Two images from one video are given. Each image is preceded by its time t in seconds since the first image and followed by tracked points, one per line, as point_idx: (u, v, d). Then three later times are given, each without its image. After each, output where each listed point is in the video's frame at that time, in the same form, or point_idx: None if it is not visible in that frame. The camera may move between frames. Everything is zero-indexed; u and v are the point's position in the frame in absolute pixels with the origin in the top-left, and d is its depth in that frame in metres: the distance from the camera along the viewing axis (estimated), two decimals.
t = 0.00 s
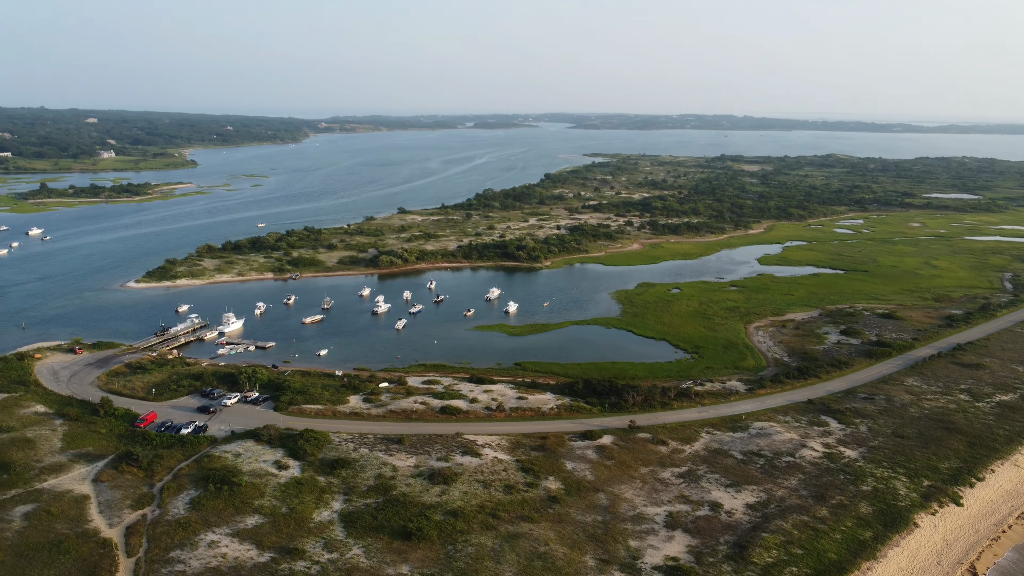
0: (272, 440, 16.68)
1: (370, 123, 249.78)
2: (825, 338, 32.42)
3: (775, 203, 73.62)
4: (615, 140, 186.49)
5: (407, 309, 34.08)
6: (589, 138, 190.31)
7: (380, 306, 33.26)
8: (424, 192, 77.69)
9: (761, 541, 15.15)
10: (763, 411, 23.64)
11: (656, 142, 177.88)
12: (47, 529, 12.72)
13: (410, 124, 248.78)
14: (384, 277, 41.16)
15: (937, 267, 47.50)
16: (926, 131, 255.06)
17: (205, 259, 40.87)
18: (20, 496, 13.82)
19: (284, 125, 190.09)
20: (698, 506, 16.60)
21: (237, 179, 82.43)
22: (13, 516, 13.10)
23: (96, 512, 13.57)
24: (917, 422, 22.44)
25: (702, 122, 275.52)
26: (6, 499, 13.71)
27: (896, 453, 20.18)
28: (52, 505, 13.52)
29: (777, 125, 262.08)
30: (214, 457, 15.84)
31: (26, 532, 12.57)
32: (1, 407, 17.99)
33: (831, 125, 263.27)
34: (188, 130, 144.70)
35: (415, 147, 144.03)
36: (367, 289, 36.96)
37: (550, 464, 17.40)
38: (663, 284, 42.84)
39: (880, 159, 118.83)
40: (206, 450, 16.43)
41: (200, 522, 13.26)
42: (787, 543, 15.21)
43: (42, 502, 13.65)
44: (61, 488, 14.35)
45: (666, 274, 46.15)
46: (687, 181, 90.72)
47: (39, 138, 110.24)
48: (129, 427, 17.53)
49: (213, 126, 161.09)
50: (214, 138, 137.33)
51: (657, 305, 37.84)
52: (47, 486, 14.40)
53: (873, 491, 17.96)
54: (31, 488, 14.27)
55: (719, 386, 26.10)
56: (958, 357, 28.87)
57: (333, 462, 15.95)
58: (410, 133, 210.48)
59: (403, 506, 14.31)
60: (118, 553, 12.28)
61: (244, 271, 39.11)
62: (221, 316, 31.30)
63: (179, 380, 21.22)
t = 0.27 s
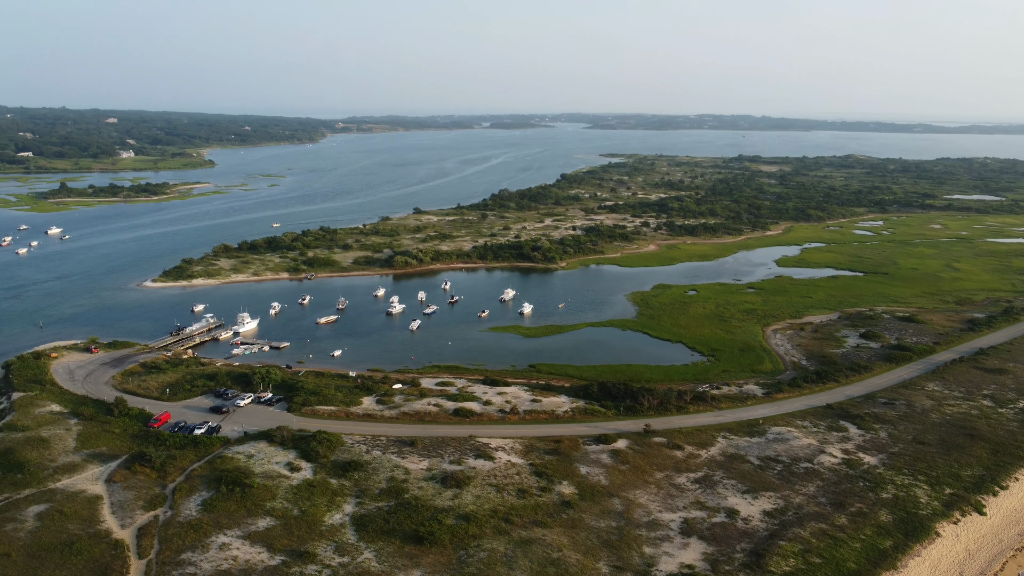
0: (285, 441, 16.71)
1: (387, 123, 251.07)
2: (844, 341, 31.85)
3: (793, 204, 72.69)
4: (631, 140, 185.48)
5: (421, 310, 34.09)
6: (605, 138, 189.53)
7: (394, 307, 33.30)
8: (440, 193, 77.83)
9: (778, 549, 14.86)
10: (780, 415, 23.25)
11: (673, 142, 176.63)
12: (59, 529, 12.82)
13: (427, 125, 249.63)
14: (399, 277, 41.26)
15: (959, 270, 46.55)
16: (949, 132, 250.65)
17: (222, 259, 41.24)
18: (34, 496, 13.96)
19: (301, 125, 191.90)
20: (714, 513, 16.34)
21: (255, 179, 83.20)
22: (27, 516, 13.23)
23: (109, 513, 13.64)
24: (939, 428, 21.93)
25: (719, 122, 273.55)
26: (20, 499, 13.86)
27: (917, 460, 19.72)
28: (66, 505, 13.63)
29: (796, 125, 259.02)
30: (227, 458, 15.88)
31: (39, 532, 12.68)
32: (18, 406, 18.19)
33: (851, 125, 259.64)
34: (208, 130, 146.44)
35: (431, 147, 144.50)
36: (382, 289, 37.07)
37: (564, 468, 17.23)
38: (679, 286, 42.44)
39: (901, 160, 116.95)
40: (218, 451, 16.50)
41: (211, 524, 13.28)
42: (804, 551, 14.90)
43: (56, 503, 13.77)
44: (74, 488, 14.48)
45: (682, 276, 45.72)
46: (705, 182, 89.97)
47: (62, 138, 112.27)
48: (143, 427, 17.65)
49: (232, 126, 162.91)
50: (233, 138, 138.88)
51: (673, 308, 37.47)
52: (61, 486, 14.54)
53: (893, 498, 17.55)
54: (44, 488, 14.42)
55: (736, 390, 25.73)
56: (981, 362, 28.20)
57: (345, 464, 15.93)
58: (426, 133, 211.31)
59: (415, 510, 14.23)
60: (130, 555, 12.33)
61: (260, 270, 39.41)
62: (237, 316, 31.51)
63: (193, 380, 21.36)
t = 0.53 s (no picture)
0: (298, 443, 16.72)
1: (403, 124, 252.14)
2: (863, 345, 31.28)
3: (812, 205, 71.73)
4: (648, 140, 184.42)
5: (436, 310, 34.07)
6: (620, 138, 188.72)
7: (409, 307, 33.31)
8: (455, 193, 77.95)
9: (795, 558, 14.55)
10: (798, 420, 22.84)
11: (689, 142, 175.35)
12: (72, 529, 12.90)
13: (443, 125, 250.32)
14: (415, 277, 41.32)
15: (982, 272, 45.58)
16: (972, 132, 246.13)
17: (238, 259, 41.56)
18: (48, 496, 14.09)
19: (318, 125, 193.51)
20: (731, 520, 16.06)
21: (272, 179, 83.90)
22: (40, 516, 13.34)
23: (121, 514, 13.70)
24: (961, 434, 21.41)
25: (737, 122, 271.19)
26: (34, 499, 14.00)
27: (939, 467, 19.25)
28: (79, 505, 13.71)
29: (815, 125, 255.89)
30: (240, 459, 15.91)
31: (52, 532, 12.76)
32: (35, 405, 18.57)
33: (871, 125, 255.96)
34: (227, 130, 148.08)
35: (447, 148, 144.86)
36: (397, 289, 37.13)
37: (578, 472, 17.05)
38: (696, 288, 41.99)
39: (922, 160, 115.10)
40: (231, 452, 16.54)
41: (223, 526, 13.28)
42: (823, 561, 14.58)
43: (69, 503, 13.87)
44: (88, 488, 14.58)
45: (699, 278, 45.26)
46: (722, 182, 89.11)
47: (85, 138, 114.21)
48: (157, 427, 17.76)
49: (251, 126, 164.70)
50: (250, 138, 140.36)
51: (689, 310, 37.07)
52: (75, 486, 14.66)
53: (914, 507, 17.14)
54: (58, 488, 14.55)
55: (753, 394, 25.35)
56: (1005, 367, 27.52)
57: (358, 467, 15.89)
58: (443, 133, 211.96)
59: (427, 513, 14.15)
60: (141, 556, 12.34)
61: (275, 270, 39.66)
62: (252, 316, 31.71)
63: (208, 380, 21.49)
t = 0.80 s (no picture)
0: (310, 444, 16.73)
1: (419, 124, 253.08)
2: (883, 348, 30.70)
3: (830, 206, 70.72)
4: (665, 141, 183.27)
5: (450, 311, 34.05)
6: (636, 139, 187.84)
7: (423, 308, 33.33)
8: (471, 193, 78.02)
9: (813, 566, 14.25)
10: (816, 425, 22.43)
11: (706, 143, 173.98)
12: (84, 530, 12.98)
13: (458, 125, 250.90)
14: (429, 278, 41.36)
15: (1005, 275, 44.59)
16: (995, 133, 241.64)
17: (254, 258, 41.89)
18: (61, 496, 14.22)
19: (335, 125, 194.90)
20: (748, 527, 15.78)
21: (289, 179, 84.51)
22: (54, 516, 13.45)
23: (134, 514, 13.76)
24: (984, 441, 20.88)
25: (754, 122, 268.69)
26: (48, 499, 14.13)
27: (961, 475, 18.78)
28: (92, 506, 13.78)
29: (834, 126, 252.64)
30: (252, 461, 15.94)
31: (65, 532, 12.86)
32: (51, 404, 18.88)
33: (892, 126, 252.18)
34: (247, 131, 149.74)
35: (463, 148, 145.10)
36: (412, 290, 37.18)
37: (592, 477, 16.88)
38: (713, 290, 41.54)
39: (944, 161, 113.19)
40: (244, 453, 16.59)
41: (235, 528, 13.27)
42: (842, 570, 14.25)
43: (82, 503, 13.98)
44: (101, 488, 14.68)
45: (715, 280, 44.76)
46: (740, 183, 88.20)
47: (106, 138, 115.99)
48: (171, 427, 17.85)
49: (269, 127, 166.28)
50: (269, 138, 141.78)
51: (706, 312, 36.66)
52: (88, 486, 14.78)
53: (935, 515, 16.73)
54: (72, 488, 14.67)
55: (771, 398, 24.96)
56: None
57: (370, 469, 15.86)
58: (459, 133, 212.45)
59: (440, 517, 14.08)
60: (153, 558, 12.35)
61: (291, 270, 39.90)
62: (267, 316, 31.91)
63: (222, 380, 21.62)
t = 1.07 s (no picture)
0: (323, 446, 16.74)
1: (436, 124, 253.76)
2: (904, 352, 30.11)
3: (850, 207, 69.67)
4: (681, 141, 181.99)
5: (465, 312, 34.01)
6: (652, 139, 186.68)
7: (438, 309, 33.32)
8: (486, 194, 77.99)
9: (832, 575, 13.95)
10: (835, 431, 22.02)
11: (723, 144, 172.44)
12: (97, 530, 13.06)
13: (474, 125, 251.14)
14: (444, 278, 41.37)
15: None
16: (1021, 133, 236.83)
17: (270, 258, 42.19)
18: (75, 496, 14.35)
19: (352, 125, 196.09)
20: (764, 534, 15.51)
21: (305, 179, 85.10)
22: (67, 516, 13.57)
23: (146, 515, 13.82)
24: (1009, 448, 20.36)
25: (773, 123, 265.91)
26: (62, 499, 14.26)
27: (985, 483, 18.32)
28: (105, 507, 13.88)
29: (855, 126, 249.20)
30: (265, 462, 15.97)
31: (78, 533, 12.94)
32: (66, 403, 19.14)
33: (914, 126, 248.18)
34: (264, 131, 151.13)
35: (479, 148, 145.24)
36: (426, 290, 37.20)
37: (606, 481, 16.70)
38: (730, 292, 41.06)
39: (966, 162, 111.11)
40: (257, 454, 16.63)
41: (247, 530, 13.28)
42: None
43: (95, 503, 14.08)
44: (114, 488, 14.79)
45: (732, 281, 44.26)
46: (758, 184, 87.25)
47: (127, 138, 117.75)
48: (185, 427, 17.97)
49: (287, 127, 167.82)
50: (287, 138, 143.04)
51: (723, 314, 36.24)
52: (101, 486, 14.90)
53: (958, 524, 16.32)
54: (86, 488, 14.80)
55: (788, 403, 24.57)
56: None
57: (383, 472, 15.82)
58: (475, 133, 212.80)
59: (452, 521, 13.98)
60: (165, 559, 12.39)
61: (306, 270, 40.13)
62: (282, 316, 32.09)
63: (236, 380, 21.74)
